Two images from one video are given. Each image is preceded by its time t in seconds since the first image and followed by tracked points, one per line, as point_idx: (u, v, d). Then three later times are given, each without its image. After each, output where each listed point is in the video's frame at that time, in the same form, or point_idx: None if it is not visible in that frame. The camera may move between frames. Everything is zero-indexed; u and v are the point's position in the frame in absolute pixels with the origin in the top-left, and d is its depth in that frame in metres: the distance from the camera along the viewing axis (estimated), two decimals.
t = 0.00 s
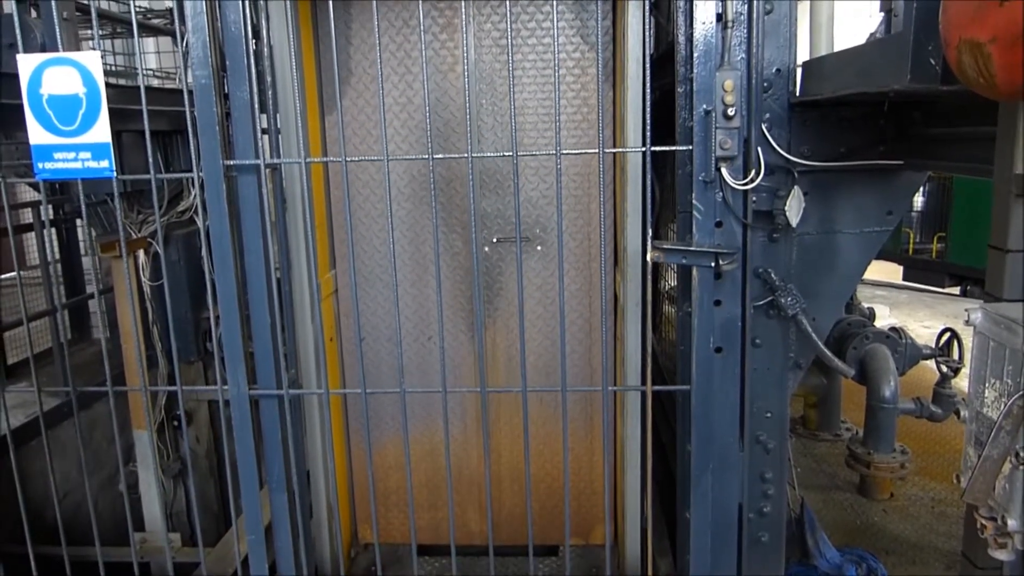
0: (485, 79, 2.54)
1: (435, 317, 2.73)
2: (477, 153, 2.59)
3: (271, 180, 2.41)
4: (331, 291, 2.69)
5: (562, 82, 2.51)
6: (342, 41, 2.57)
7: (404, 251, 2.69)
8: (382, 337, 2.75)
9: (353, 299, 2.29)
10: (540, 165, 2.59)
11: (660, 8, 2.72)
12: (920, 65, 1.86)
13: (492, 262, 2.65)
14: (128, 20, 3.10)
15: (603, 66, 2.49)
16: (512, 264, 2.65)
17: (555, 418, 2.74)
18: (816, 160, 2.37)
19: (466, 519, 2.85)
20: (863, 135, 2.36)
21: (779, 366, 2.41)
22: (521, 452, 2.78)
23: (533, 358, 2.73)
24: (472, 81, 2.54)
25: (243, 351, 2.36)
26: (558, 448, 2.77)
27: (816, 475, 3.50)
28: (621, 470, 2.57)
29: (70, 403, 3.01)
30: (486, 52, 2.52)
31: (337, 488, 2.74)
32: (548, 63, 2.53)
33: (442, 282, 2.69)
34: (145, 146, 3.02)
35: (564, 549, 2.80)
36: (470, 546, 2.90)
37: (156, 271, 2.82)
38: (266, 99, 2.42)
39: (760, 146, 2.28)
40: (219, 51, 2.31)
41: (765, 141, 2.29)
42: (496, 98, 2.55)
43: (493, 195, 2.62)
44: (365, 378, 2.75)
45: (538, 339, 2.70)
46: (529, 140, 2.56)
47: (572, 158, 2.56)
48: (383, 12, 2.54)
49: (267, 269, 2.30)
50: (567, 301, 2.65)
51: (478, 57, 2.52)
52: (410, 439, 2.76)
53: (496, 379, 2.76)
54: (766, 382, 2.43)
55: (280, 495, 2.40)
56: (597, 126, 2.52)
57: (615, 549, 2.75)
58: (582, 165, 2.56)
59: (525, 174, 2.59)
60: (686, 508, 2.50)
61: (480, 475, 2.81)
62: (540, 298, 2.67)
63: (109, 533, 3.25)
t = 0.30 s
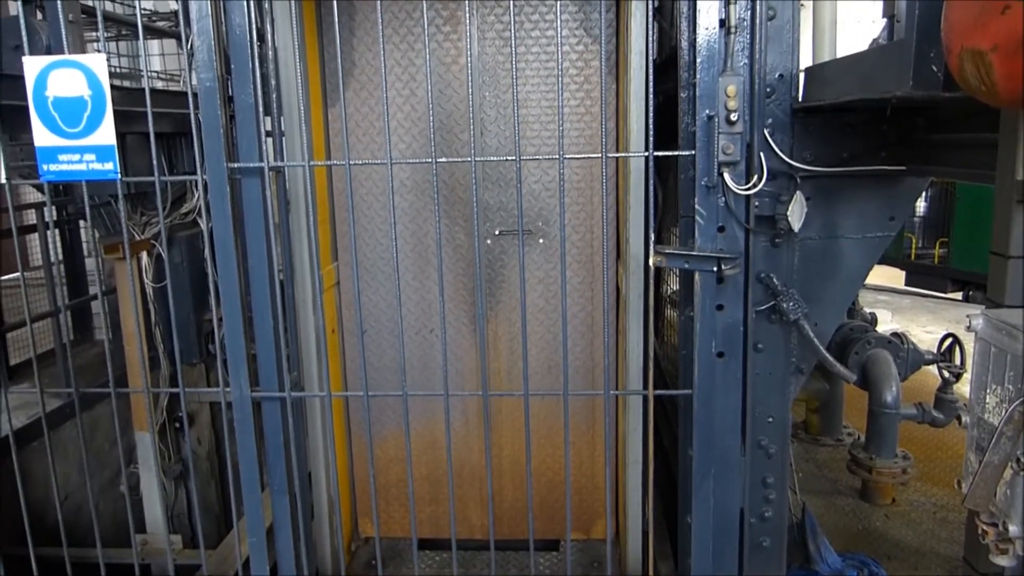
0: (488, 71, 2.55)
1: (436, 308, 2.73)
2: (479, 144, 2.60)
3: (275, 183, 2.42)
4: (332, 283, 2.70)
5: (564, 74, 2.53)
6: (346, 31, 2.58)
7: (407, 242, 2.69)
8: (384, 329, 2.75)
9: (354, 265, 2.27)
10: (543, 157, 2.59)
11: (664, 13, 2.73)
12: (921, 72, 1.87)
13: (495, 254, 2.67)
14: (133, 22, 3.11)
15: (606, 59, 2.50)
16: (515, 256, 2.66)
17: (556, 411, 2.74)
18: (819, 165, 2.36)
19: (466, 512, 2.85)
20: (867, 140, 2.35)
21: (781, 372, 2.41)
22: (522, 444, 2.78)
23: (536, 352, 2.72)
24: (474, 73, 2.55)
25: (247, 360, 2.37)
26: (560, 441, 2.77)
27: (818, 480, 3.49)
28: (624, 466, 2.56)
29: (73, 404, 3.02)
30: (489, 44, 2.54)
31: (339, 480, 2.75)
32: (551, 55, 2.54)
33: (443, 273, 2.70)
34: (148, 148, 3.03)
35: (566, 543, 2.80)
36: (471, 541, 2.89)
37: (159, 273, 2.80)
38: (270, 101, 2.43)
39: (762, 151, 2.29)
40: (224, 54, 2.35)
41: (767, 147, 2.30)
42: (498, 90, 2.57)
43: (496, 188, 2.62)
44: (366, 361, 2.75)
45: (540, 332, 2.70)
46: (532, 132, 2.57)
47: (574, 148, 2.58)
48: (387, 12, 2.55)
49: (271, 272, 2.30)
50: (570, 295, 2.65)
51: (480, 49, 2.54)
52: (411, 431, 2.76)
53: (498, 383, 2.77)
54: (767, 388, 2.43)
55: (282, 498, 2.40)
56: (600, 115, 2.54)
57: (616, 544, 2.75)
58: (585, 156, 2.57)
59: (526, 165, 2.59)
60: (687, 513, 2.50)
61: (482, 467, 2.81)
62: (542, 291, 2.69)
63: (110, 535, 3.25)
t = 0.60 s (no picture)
0: (488, 67, 2.56)
1: (436, 305, 2.70)
2: (479, 138, 2.61)
3: (277, 192, 2.43)
4: (334, 280, 2.67)
5: (564, 69, 2.54)
6: (347, 29, 2.59)
7: (407, 239, 2.67)
8: (385, 326, 2.71)
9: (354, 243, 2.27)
10: (543, 153, 2.59)
11: (663, 21, 2.75)
12: (920, 81, 1.88)
13: (495, 250, 2.67)
14: (136, 32, 3.13)
15: (606, 55, 2.52)
16: (515, 253, 2.66)
17: (558, 409, 2.72)
18: (819, 173, 2.37)
19: (468, 511, 2.82)
20: (866, 149, 2.36)
21: (782, 379, 2.41)
22: (522, 441, 2.74)
23: (537, 348, 2.73)
24: (475, 70, 2.56)
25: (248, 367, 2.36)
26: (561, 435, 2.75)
27: (820, 488, 3.49)
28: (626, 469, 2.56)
29: (75, 413, 3.02)
30: (489, 40, 2.55)
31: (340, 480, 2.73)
32: (551, 51, 2.55)
33: (445, 272, 2.67)
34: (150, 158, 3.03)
35: (568, 542, 2.78)
36: (472, 539, 2.86)
37: (161, 281, 2.80)
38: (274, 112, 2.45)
39: (762, 160, 2.30)
40: (225, 63, 2.35)
41: (767, 155, 2.32)
42: (498, 84, 2.57)
43: (497, 183, 2.63)
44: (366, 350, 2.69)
45: (540, 329, 2.70)
46: (533, 128, 2.58)
47: (574, 143, 2.58)
48: (389, 9, 2.57)
49: (273, 279, 2.31)
50: (570, 290, 2.64)
51: (481, 45, 2.55)
52: (412, 428, 2.74)
53: (500, 391, 2.77)
54: (768, 397, 2.43)
55: (284, 507, 2.40)
56: (600, 110, 2.55)
57: (619, 542, 2.73)
58: (585, 147, 2.57)
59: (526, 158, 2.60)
60: (689, 521, 2.50)
61: (484, 464, 2.77)
62: (542, 287, 2.69)
63: (112, 544, 3.25)
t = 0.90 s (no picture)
0: (488, 82, 2.40)
1: (436, 320, 2.56)
2: (478, 154, 2.44)
3: (277, 217, 2.44)
4: (332, 294, 2.58)
5: (562, 84, 2.40)
6: (347, 45, 2.45)
7: (406, 254, 2.53)
8: (385, 340, 2.58)
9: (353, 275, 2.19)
10: (542, 168, 2.45)
11: (661, 48, 2.76)
12: (914, 109, 1.90)
13: (494, 265, 2.50)
14: (138, 58, 3.15)
15: (605, 70, 2.40)
16: (515, 268, 2.49)
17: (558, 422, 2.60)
18: (815, 199, 2.38)
19: (467, 528, 2.72)
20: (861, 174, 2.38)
21: (781, 404, 2.44)
22: (523, 459, 2.66)
23: (537, 361, 2.57)
24: (474, 85, 2.39)
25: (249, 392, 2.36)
26: (562, 452, 2.64)
27: (821, 513, 3.46)
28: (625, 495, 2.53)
29: (73, 438, 3.00)
30: (488, 57, 2.39)
31: (337, 496, 2.67)
32: (550, 66, 2.40)
33: (444, 291, 2.53)
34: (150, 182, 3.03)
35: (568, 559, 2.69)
36: (472, 557, 2.75)
37: (160, 306, 2.79)
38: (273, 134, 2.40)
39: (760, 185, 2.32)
40: (226, 89, 2.36)
41: (765, 180, 2.33)
42: (498, 102, 2.41)
43: (495, 197, 2.45)
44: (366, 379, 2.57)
45: (540, 342, 2.54)
46: (531, 143, 2.43)
47: (573, 159, 2.44)
48: (390, 24, 2.41)
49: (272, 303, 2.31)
50: (569, 305, 2.51)
51: (480, 61, 2.39)
52: (410, 445, 2.63)
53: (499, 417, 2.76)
54: (770, 419, 2.44)
55: (282, 534, 2.37)
56: (599, 125, 2.43)
57: (620, 557, 2.66)
58: (584, 165, 2.44)
59: (525, 174, 2.45)
60: (690, 547, 2.49)
61: (483, 480, 2.68)
62: (542, 301, 2.53)
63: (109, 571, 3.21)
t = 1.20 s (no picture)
0: (487, 117, 2.42)
1: (435, 354, 2.56)
2: (477, 188, 2.46)
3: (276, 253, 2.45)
4: (332, 328, 2.59)
5: (561, 119, 2.43)
6: (347, 80, 2.47)
7: (405, 288, 2.54)
8: (384, 374, 2.58)
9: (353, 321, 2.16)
10: (541, 202, 2.47)
11: (658, 82, 2.79)
12: (908, 145, 1.91)
13: (494, 298, 2.50)
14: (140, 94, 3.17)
15: (603, 105, 2.41)
16: (514, 300, 2.49)
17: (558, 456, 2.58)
18: (813, 232, 2.39)
19: (467, 563, 2.68)
20: (858, 207, 2.38)
21: (782, 438, 2.43)
22: (522, 493, 2.64)
23: (536, 395, 2.55)
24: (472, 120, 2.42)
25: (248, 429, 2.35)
26: (561, 486, 2.63)
27: (824, 547, 3.43)
28: (626, 530, 2.50)
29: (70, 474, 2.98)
30: (486, 92, 2.42)
31: (337, 533, 2.65)
32: (548, 102, 2.42)
33: (444, 326, 2.54)
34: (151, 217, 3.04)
35: None
36: None
37: (160, 341, 2.79)
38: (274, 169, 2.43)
39: (757, 219, 2.34)
40: (228, 125, 2.38)
41: (762, 214, 2.35)
42: (496, 136, 2.43)
43: (494, 230, 2.47)
44: (366, 419, 2.56)
45: (540, 376, 2.54)
46: (529, 177, 2.45)
47: (572, 193, 2.46)
48: (389, 61, 2.43)
49: (271, 338, 2.31)
50: (568, 338, 2.51)
51: (478, 96, 2.41)
52: (410, 479, 2.61)
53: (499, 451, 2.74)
54: (770, 456, 2.43)
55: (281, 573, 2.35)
56: (597, 158, 2.44)
57: None
58: (582, 199, 2.46)
59: (524, 209, 2.47)
60: None
61: (482, 515, 2.66)
62: (541, 334, 2.53)
63: None
